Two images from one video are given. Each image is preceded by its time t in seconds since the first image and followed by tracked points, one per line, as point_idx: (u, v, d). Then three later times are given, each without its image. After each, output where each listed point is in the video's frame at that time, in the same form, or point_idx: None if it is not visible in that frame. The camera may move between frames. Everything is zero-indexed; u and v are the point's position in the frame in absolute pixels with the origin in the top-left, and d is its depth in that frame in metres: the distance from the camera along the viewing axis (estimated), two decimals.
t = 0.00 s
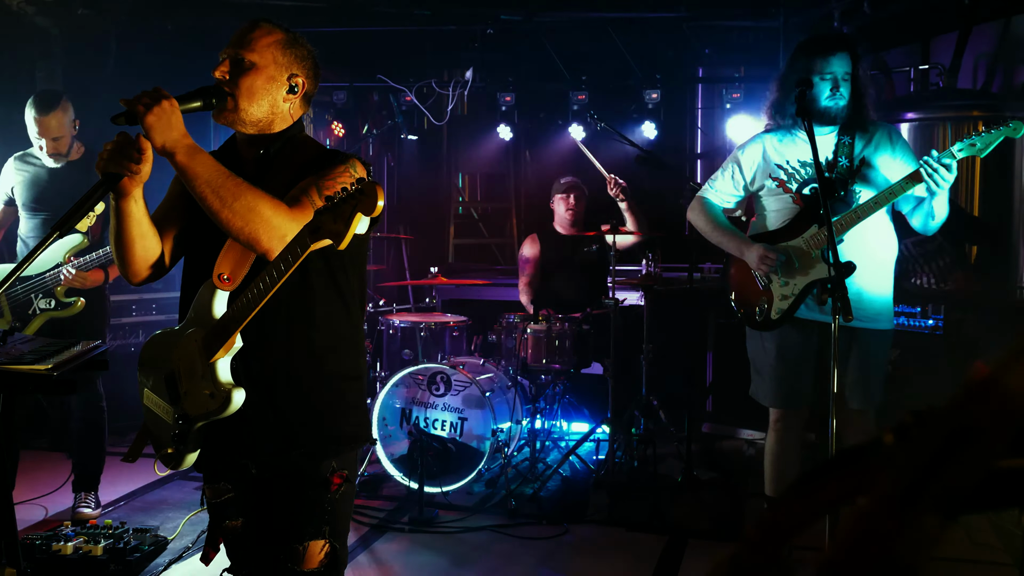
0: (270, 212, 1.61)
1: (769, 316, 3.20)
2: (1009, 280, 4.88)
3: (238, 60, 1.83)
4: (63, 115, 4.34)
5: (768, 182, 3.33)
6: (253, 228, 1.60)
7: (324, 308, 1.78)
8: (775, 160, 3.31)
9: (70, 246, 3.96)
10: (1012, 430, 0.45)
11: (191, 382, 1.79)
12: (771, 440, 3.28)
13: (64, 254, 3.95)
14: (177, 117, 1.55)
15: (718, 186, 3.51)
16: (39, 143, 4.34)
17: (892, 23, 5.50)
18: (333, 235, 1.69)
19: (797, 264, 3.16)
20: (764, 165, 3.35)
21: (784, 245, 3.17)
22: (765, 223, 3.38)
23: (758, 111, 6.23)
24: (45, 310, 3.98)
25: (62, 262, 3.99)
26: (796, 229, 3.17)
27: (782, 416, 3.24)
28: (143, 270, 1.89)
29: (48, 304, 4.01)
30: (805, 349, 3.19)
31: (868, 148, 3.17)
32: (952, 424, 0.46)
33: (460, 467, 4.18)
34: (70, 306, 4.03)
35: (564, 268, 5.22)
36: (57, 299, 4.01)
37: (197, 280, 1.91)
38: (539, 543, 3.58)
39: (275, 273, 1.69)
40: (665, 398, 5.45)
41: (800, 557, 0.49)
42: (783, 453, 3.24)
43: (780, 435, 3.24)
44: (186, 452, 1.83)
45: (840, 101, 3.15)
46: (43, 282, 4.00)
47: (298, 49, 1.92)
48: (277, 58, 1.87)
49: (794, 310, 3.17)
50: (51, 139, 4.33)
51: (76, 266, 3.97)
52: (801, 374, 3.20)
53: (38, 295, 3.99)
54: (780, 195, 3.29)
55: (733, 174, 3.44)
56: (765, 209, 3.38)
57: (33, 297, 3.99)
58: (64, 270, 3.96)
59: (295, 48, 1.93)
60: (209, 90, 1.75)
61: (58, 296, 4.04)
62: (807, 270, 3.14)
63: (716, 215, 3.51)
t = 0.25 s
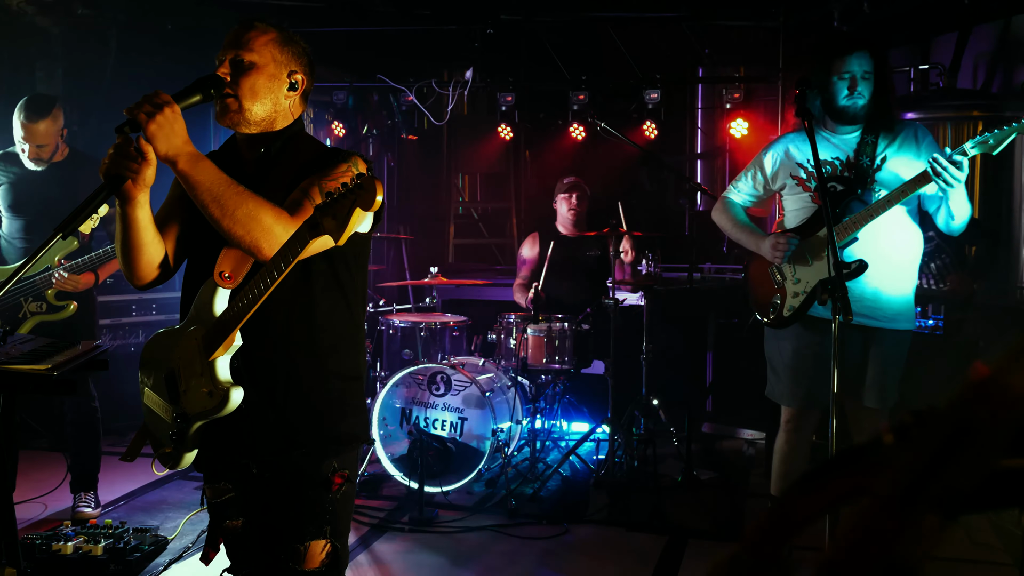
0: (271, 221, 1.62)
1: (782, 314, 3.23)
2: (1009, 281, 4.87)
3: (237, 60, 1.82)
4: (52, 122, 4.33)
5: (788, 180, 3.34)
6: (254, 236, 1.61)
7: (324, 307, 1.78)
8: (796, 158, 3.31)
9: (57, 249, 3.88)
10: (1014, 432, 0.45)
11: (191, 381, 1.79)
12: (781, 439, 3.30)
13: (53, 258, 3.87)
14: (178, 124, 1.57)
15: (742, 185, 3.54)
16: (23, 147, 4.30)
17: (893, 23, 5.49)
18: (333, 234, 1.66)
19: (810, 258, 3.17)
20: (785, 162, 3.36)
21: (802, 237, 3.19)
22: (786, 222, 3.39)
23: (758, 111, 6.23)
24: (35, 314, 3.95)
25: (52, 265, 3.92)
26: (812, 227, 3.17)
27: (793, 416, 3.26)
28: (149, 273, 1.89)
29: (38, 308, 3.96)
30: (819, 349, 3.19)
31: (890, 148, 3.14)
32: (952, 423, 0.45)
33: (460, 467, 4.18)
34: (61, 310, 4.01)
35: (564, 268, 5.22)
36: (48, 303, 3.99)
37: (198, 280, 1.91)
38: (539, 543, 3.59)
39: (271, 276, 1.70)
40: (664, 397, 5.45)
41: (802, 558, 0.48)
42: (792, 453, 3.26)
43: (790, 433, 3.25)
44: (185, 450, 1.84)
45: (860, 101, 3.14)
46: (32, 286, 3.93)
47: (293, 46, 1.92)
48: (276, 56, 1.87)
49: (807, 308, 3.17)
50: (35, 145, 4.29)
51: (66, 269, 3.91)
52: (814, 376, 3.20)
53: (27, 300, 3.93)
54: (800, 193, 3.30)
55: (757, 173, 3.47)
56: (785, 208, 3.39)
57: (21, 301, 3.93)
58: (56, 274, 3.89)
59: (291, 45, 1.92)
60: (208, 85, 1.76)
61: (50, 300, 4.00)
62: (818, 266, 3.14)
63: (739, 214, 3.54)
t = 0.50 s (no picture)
0: (271, 216, 1.62)
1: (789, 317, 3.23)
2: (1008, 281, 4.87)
3: (234, 60, 1.83)
4: (46, 124, 4.29)
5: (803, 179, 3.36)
6: (255, 232, 1.62)
7: (323, 306, 1.78)
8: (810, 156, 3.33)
9: (54, 249, 3.88)
10: (1012, 429, 0.45)
11: (192, 381, 1.80)
12: (788, 437, 3.29)
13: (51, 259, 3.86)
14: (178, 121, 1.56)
15: (764, 184, 3.56)
16: (16, 149, 4.26)
17: (891, 22, 5.49)
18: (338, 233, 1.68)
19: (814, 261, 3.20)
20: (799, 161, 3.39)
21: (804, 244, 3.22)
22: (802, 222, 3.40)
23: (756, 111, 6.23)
24: (30, 315, 3.98)
25: (47, 267, 3.92)
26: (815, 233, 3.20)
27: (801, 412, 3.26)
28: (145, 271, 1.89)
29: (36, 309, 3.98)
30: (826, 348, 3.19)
31: (904, 148, 3.11)
32: (948, 423, 0.46)
33: (459, 466, 4.17)
34: (58, 312, 4.01)
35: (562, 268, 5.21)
36: (43, 304, 4.01)
37: (196, 279, 1.90)
38: (537, 542, 3.59)
39: (273, 273, 1.69)
40: (662, 397, 5.44)
41: (803, 558, 0.48)
42: (799, 448, 3.25)
43: (798, 431, 3.25)
44: (187, 449, 1.84)
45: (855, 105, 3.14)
46: (29, 287, 3.91)
47: (286, 45, 1.93)
48: (272, 55, 1.89)
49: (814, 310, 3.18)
50: (29, 147, 4.26)
51: (62, 270, 3.89)
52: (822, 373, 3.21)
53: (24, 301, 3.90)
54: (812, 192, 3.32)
55: (778, 172, 3.49)
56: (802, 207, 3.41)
57: (18, 302, 3.96)
58: (51, 275, 3.88)
59: (284, 45, 1.94)
60: (211, 94, 1.78)
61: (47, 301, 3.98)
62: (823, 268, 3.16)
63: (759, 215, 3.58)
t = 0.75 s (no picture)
0: (267, 218, 1.63)
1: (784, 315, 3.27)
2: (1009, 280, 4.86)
3: (230, 61, 1.84)
4: (45, 124, 4.28)
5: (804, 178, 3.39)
6: (251, 234, 1.61)
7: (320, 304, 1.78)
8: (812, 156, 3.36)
9: (53, 249, 3.88)
10: (1010, 429, 0.45)
11: (190, 380, 1.81)
12: (790, 437, 3.30)
13: (50, 258, 3.85)
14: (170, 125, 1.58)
15: (770, 184, 3.59)
16: (17, 149, 4.26)
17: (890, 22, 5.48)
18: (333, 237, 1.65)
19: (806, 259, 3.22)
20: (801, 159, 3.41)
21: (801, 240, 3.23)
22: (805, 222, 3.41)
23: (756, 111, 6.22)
24: (30, 315, 3.93)
25: (46, 266, 3.92)
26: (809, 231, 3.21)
27: (802, 413, 3.27)
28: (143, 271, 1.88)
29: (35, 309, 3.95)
30: (823, 348, 3.21)
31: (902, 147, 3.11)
32: (949, 419, 0.45)
33: (459, 466, 4.17)
34: (57, 311, 4.00)
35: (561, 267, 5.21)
36: (44, 304, 3.97)
37: (194, 279, 1.90)
38: (536, 542, 3.59)
39: (271, 273, 1.68)
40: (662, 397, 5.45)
41: (799, 557, 0.48)
42: (802, 447, 3.25)
43: (800, 429, 3.25)
44: (186, 448, 1.85)
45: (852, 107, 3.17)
46: (27, 287, 3.90)
47: (278, 45, 1.94)
48: (267, 55, 1.89)
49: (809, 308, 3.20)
50: (29, 148, 4.26)
51: (62, 269, 3.89)
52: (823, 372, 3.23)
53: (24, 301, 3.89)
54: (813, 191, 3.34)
55: (783, 173, 3.51)
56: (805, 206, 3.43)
57: (17, 302, 3.91)
58: (51, 274, 3.87)
59: (276, 44, 1.94)
60: (205, 95, 1.79)
61: (46, 301, 3.97)
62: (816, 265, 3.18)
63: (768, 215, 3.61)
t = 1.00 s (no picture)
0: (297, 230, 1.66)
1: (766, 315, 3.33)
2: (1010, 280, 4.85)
3: (228, 59, 1.85)
4: (48, 125, 4.24)
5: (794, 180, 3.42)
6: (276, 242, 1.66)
7: (324, 303, 1.78)
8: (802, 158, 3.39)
9: (55, 249, 3.88)
10: (1013, 430, 0.47)
11: (192, 381, 1.80)
12: (784, 436, 3.30)
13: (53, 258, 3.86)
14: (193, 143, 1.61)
15: (760, 185, 3.65)
16: (20, 149, 4.24)
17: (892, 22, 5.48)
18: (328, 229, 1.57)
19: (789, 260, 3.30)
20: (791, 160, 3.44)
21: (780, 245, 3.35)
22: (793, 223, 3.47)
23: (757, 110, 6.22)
24: (34, 315, 3.93)
25: (49, 266, 3.91)
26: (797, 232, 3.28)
27: (795, 416, 3.27)
28: (125, 268, 1.92)
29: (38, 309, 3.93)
30: (810, 346, 3.21)
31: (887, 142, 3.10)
32: (952, 420, 0.47)
33: (460, 466, 4.17)
34: (61, 311, 4.00)
35: (562, 267, 5.21)
36: (46, 304, 3.96)
37: (193, 279, 1.91)
38: (537, 542, 3.58)
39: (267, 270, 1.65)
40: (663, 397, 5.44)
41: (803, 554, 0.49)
42: (795, 448, 3.27)
43: (793, 428, 3.25)
44: (191, 450, 1.84)
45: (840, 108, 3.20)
46: (30, 287, 3.89)
47: (278, 45, 1.96)
48: (265, 55, 1.91)
49: (792, 307, 3.25)
50: (32, 147, 4.23)
51: (66, 269, 3.89)
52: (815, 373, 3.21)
53: (27, 301, 3.89)
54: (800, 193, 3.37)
55: (771, 174, 3.58)
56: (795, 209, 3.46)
57: (21, 301, 3.90)
58: (55, 274, 3.87)
59: (274, 44, 1.96)
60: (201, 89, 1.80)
61: (49, 300, 3.97)
62: (798, 267, 3.25)
63: (759, 216, 3.70)
